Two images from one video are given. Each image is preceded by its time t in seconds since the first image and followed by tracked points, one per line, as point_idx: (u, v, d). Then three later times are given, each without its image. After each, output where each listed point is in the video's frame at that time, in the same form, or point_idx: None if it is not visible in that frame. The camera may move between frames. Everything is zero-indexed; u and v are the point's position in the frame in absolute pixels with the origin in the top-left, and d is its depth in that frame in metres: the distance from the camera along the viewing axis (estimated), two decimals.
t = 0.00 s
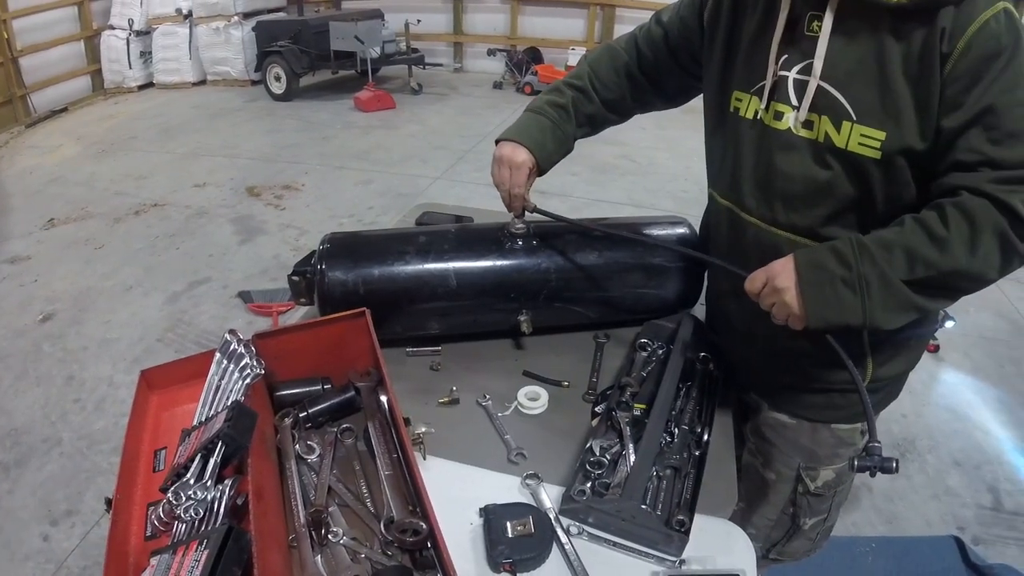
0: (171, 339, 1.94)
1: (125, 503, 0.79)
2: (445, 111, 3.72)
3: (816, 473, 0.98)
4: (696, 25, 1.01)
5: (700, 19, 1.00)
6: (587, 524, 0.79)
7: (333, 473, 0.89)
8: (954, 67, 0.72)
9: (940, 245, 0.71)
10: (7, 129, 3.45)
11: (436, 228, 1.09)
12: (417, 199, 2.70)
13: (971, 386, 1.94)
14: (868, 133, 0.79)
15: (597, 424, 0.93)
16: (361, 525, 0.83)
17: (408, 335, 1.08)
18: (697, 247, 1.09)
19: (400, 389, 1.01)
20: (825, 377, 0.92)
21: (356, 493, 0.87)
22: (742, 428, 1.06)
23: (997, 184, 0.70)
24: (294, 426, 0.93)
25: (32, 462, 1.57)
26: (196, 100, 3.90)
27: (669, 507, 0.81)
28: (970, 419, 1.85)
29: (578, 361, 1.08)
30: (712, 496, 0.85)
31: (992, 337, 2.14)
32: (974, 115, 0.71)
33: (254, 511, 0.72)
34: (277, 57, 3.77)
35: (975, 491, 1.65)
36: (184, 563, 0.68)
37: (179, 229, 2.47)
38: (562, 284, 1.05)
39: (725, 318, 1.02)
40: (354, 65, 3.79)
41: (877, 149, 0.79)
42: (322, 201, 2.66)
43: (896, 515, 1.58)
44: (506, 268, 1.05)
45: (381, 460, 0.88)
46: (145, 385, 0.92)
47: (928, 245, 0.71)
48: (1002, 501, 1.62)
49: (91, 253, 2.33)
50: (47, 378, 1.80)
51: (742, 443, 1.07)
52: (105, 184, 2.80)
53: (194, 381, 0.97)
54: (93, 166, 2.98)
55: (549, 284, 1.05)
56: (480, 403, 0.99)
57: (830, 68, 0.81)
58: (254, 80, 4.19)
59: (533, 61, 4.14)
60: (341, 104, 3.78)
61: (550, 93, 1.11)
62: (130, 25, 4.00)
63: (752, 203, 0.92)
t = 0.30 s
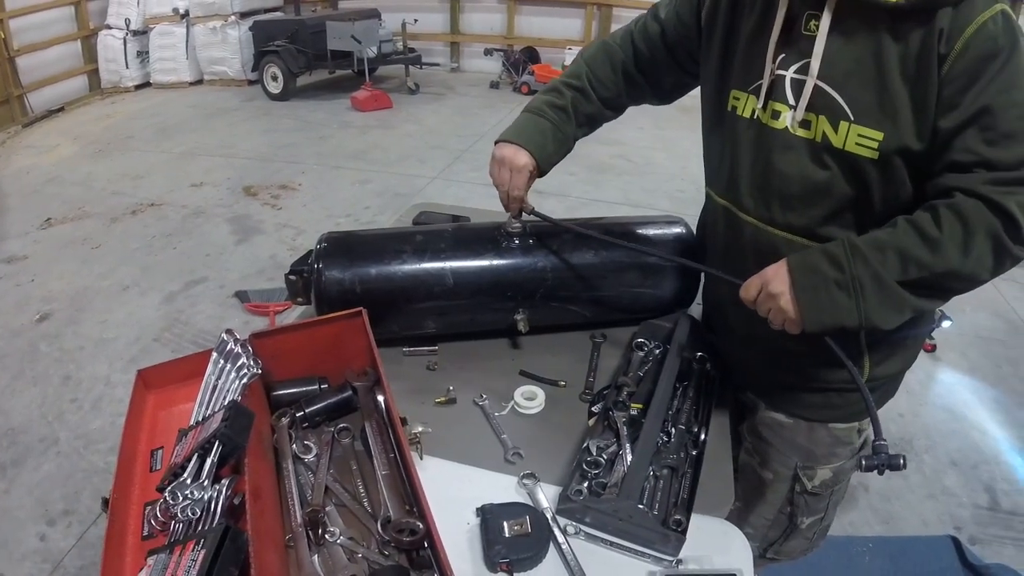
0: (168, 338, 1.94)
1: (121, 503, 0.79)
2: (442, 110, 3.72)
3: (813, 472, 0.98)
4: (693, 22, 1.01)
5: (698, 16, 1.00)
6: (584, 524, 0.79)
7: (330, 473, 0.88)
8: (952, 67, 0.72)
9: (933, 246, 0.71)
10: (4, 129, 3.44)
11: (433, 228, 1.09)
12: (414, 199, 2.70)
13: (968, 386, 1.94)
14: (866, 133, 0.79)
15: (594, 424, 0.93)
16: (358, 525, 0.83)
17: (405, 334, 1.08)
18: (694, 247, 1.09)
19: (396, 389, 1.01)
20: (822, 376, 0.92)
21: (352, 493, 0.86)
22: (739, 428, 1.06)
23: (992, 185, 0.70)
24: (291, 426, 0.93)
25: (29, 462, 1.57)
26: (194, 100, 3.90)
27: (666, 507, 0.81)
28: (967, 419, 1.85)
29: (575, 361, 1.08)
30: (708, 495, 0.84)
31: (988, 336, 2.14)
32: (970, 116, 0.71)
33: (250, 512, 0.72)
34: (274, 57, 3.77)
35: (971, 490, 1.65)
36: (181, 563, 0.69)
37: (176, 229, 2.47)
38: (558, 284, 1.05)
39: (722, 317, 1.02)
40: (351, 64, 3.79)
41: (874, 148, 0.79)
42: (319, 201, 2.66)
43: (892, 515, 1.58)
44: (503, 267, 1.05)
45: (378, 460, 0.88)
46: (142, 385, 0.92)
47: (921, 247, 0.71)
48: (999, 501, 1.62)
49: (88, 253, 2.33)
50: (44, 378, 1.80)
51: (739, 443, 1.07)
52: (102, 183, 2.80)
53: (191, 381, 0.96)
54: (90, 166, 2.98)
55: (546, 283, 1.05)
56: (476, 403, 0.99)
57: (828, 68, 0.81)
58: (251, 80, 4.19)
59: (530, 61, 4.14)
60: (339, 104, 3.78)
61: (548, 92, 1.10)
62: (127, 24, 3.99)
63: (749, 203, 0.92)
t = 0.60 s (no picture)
0: (165, 338, 1.94)
1: (119, 503, 0.78)
2: (440, 110, 3.72)
3: (811, 471, 0.98)
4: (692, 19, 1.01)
5: (697, 14, 1.00)
6: (582, 523, 0.79)
7: (328, 473, 0.88)
8: (949, 69, 0.72)
9: (925, 238, 0.71)
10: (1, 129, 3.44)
11: (430, 227, 1.09)
12: (412, 199, 2.70)
13: (966, 386, 1.94)
14: (863, 135, 0.79)
15: (592, 423, 0.93)
16: (356, 525, 0.83)
17: (403, 334, 1.08)
18: (691, 247, 1.09)
19: (394, 389, 1.01)
20: (819, 376, 0.92)
21: (350, 493, 0.86)
22: (737, 428, 1.06)
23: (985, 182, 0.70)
24: (289, 426, 0.93)
25: (26, 462, 1.57)
26: (191, 100, 3.89)
27: (664, 507, 0.81)
28: (964, 419, 1.85)
29: (573, 361, 1.08)
30: (705, 496, 0.85)
31: (986, 336, 2.14)
32: (965, 114, 0.72)
33: (248, 512, 0.72)
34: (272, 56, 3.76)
35: (969, 490, 1.65)
36: (179, 563, 0.69)
37: (174, 228, 2.46)
38: (556, 283, 1.05)
39: (719, 317, 1.03)
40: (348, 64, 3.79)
41: (872, 150, 0.79)
42: (317, 201, 2.65)
43: (890, 515, 1.58)
44: (500, 266, 1.05)
45: (376, 460, 0.88)
46: (140, 385, 0.92)
47: (913, 238, 0.71)
48: (997, 500, 1.62)
49: (86, 253, 2.33)
50: (41, 378, 1.80)
51: (737, 442, 1.06)
52: (99, 183, 2.80)
53: (188, 381, 0.96)
54: (87, 166, 2.97)
55: (543, 283, 1.05)
56: (474, 402, 0.99)
57: (826, 68, 0.81)
58: (249, 80, 4.19)
59: (528, 60, 4.14)
60: (337, 103, 3.78)
61: (551, 93, 1.10)
62: (124, 24, 3.99)
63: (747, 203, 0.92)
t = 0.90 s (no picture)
0: (164, 338, 1.94)
1: (117, 502, 0.78)
2: (438, 110, 3.72)
3: (809, 471, 0.98)
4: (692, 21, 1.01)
5: (697, 15, 1.00)
6: (580, 523, 0.79)
7: (326, 473, 0.88)
8: (935, 51, 0.70)
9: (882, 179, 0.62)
10: None
11: (429, 226, 1.09)
12: (410, 199, 2.70)
13: (964, 386, 1.94)
14: (859, 134, 0.79)
15: (590, 423, 0.93)
16: (355, 525, 0.83)
17: (402, 333, 1.08)
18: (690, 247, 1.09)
19: (393, 389, 1.01)
20: (815, 375, 0.92)
21: (349, 493, 0.86)
22: (734, 427, 1.06)
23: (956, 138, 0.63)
24: (287, 425, 0.93)
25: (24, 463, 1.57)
26: (190, 99, 3.89)
27: (662, 507, 0.81)
28: (963, 419, 1.85)
29: (571, 361, 1.08)
30: (708, 494, 0.84)
31: (984, 336, 2.14)
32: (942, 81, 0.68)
33: (246, 512, 0.72)
34: (270, 57, 3.76)
35: (967, 490, 1.65)
36: (177, 563, 0.68)
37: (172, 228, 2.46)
38: (554, 283, 1.05)
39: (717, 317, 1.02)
40: (346, 65, 3.79)
41: (866, 148, 0.79)
42: (315, 201, 2.66)
43: (889, 515, 1.58)
44: (498, 266, 1.04)
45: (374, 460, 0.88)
46: (138, 385, 0.91)
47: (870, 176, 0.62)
48: (995, 501, 1.62)
49: (85, 253, 2.33)
50: (39, 378, 1.80)
51: (734, 442, 1.06)
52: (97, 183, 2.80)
53: (187, 381, 0.95)
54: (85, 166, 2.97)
55: (541, 282, 1.05)
56: (473, 402, 0.99)
57: (820, 66, 0.81)
58: (247, 80, 4.19)
59: (526, 60, 4.15)
60: (336, 103, 3.78)
61: (557, 101, 1.11)
62: (122, 24, 3.99)
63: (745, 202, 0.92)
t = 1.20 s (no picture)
0: (164, 338, 1.94)
1: (116, 503, 0.77)
2: (438, 110, 3.72)
3: (804, 476, 0.98)
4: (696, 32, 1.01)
5: (699, 21, 1.00)
6: (579, 523, 0.79)
7: (325, 473, 0.88)
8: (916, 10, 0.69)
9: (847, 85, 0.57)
10: None
11: (428, 226, 1.09)
12: (410, 199, 2.70)
13: (963, 386, 1.94)
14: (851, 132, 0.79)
15: (589, 422, 0.93)
16: (353, 525, 0.83)
17: (401, 334, 1.08)
18: (689, 248, 1.09)
19: (393, 389, 1.01)
20: (810, 375, 0.92)
21: (348, 493, 0.86)
22: (733, 428, 1.06)
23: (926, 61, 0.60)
24: (286, 425, 0.92)
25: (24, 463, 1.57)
26: (189, 100, 3.89)
27: (660, 507, 0.81)
28: (962, 419, 1.85)
29: (571, 362, 1.08)
30: (706, 492, 0.84)
31: (983, 336, 2.14)
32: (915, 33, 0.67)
33: (245, 512, 0.72)
34: (269, 57, 3.76)
35: (967, 490, 1.65)
36: (176, 563, 0.68)
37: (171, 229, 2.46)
38: (553, 283, 1.05)
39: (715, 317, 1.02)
40: (345, 65, 3.80)
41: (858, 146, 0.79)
42: (314, 200, 2.66)
43: (888, 515, 1.58)
44: (498, 267, 1.04)
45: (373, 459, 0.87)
46: (138, 384, 0.91)
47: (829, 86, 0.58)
48: (994, 501, 1.62)
49: (84, 253, 2.33)
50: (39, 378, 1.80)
51: (732, 442, 1.06)
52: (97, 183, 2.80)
53: (187, 381, 0.95)
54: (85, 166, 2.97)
55: (540, 282, 1.05)
56: (473, 402, 0.99)
57: (809, 57, 0.80)
58: (247, 80, 4.19)
59: (525, 61, 4.15)
60: (335, 103, 3.78)
61: (564, 112, 1.11)
62: (121, 24, 4.01)
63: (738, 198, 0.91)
